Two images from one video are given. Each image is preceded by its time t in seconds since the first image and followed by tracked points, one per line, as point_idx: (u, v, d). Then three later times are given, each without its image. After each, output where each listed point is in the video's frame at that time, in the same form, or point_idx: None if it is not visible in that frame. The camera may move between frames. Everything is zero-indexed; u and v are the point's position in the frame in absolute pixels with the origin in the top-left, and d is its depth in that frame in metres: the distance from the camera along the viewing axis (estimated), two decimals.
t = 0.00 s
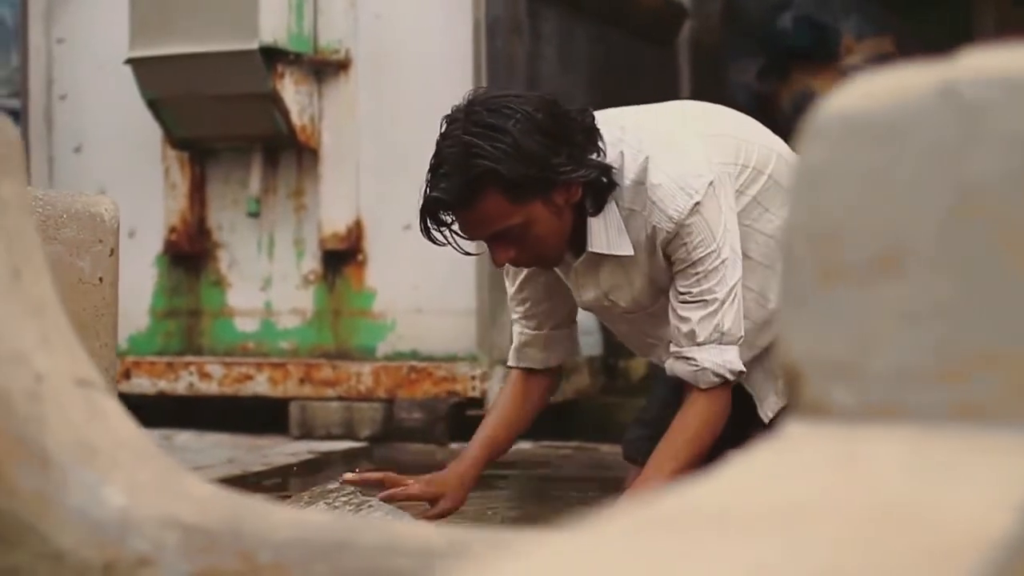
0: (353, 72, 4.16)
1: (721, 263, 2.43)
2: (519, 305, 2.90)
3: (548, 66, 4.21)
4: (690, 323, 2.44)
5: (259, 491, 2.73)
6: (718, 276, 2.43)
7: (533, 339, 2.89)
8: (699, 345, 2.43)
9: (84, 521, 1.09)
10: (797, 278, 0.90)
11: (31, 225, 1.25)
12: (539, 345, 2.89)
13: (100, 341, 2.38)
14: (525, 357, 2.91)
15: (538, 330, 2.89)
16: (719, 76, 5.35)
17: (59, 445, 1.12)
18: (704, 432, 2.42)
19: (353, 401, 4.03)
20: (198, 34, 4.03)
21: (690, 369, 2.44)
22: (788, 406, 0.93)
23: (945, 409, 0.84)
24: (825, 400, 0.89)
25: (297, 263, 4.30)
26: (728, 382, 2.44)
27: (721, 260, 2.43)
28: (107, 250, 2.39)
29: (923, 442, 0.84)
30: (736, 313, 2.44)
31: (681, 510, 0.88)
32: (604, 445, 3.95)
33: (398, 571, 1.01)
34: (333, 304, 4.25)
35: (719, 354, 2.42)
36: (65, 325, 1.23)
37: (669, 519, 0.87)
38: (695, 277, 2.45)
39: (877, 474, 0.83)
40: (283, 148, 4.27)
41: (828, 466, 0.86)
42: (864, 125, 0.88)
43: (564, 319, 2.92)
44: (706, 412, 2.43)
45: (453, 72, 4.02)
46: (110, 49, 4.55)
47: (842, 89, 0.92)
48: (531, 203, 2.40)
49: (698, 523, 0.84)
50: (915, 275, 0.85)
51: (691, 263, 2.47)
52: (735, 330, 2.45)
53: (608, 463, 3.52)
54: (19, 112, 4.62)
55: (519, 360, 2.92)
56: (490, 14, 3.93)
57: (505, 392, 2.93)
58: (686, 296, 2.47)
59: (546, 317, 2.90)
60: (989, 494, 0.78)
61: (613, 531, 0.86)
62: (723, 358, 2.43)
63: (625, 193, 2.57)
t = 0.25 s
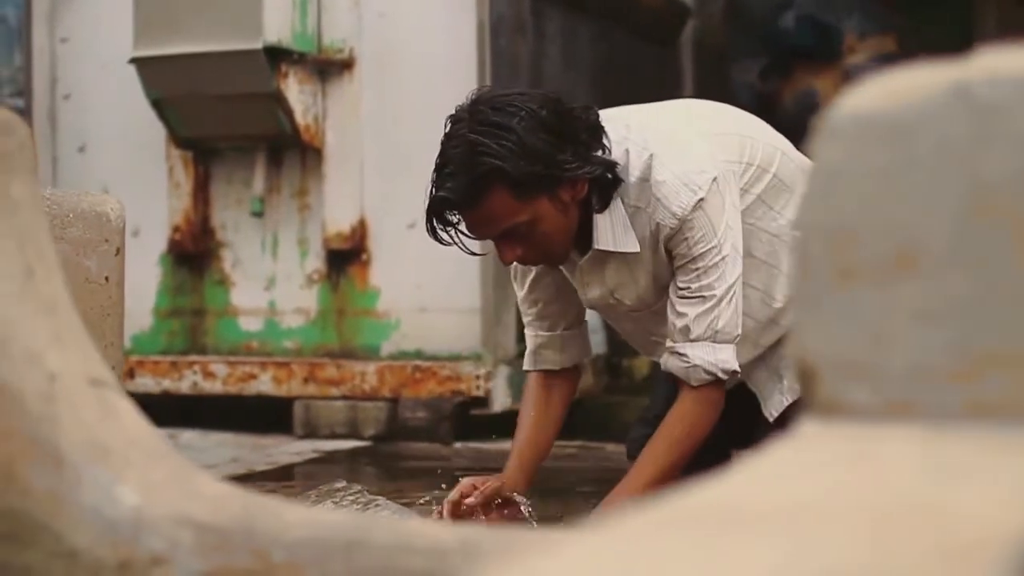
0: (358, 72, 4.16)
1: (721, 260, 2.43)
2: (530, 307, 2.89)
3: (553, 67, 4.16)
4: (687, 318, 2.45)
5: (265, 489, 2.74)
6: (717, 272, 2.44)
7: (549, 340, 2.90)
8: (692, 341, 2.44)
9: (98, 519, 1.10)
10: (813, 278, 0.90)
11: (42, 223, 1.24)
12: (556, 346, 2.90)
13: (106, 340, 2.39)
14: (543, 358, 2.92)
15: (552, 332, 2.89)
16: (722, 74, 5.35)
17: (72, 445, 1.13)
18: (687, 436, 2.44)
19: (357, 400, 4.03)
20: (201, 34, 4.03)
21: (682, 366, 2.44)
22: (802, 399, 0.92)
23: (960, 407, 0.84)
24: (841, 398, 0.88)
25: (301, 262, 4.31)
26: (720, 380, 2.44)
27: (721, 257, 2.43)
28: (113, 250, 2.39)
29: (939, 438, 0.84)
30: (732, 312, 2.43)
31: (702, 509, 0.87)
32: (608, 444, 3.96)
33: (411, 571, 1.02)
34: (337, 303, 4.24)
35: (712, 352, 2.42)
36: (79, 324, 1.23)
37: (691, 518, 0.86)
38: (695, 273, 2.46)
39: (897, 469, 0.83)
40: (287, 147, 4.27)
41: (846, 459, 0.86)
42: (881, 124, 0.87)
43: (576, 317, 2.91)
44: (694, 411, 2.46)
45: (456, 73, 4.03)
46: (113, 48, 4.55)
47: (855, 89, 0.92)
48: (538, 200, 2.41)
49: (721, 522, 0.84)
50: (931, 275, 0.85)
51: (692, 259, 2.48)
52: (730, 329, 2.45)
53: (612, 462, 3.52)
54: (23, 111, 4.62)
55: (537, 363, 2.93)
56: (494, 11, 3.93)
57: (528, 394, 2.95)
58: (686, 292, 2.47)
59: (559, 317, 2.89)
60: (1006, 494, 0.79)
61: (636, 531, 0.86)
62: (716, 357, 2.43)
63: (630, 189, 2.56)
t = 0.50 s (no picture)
0: (364, 72, 4.16)
1: (718, 256, 2.43)
2: (540, 307, 2.96)
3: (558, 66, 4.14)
4: (676, 310, 2.46)
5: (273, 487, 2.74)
6: (713, 267, 2.44)
7: (563, 333, 2.95)
8: (677, 333, 2.46)
9: (118, 518, 1.09)
10: (834, 277, 0.88)
11: (61, 222, 1.25)
12: (569, 338, 2.95)
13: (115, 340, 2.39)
14: (556, 351, 2.96)
15: (565, 326, 2.95)
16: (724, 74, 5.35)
17: (92, 444, 1.13)
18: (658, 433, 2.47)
19: (363, 400, 4.02)
20: (207, 33, 4.02)
21: (664, 356, 2.46)
22: (825, 400, 0.91)
23: (980, 405, 0.83)
24: (863, 397, 0.87)
25: (307, 262, 4.29)
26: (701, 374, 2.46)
27: (719, 253, 2.43)
28: (122, 249, 2.39)
29: (961, 439, 0.83)
30: (721, 310, 2.44)
31: (738, 513, 0.85)
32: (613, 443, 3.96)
33: (433, 570, 1.02)
34: (342, 303, 4.24)
35: (695, 346, 2.44)
36: (95, 321, 1.23)
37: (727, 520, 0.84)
38: (693, 267, 2.46)
39: (921, 472, 0.82)
40: (293, 147, 4.26)
41: (878, 458, 0.84)
42: (904, 122, 0.85)
43: (586, 314, 2.98)
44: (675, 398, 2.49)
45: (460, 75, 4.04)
46: (120, 48, 4.54)
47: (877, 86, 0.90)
48: (550, 191, 2.42)
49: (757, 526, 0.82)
50: (954, 274, 0.83)
51: (689, 253, 2.48)
52: (716, 326, 2.45)
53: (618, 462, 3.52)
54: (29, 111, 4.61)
55: (551, 354, 2.97)
56: (501, 12, 3.90)
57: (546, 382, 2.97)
58: (678, 285, 2.47)
59: (570, 313, 2.96)
60: None
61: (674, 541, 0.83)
62: (699, 352, 2.44)
63: (638, 185, 2.56)
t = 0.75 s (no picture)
0: (370, 73, 4.04)
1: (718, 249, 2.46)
2: (544, 306, 2.90)
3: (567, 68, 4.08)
4: (675, 303, 2.49)
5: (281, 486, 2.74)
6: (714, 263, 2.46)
7: (565, 335, 2.91)
8: (677, 326, 2.49)
9: (136, 516, 1.10)
10: (851, 276, 0.88)
11: (77, 222, 1.25)
12: (571, 341, 2.91)
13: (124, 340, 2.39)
14: (558, 354, 2.92)
15: (569, 327, 2.90)
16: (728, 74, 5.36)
17: (109, 442, 1.13)
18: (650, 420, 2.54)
19: (369, 400, 3.97)
20: (213, 34, 3.91)
21: (664, 349, 2.51)
22: (842, 398, 0.90)
23: (998, 405, 0.82)
24: (881, 395, 0.86)
25: (313, 262, 4.19)
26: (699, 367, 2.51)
27: (720, 247, 2.46)
28: (130, 249, 2.40)
29: (979, 439, 0.82)
30: (720, 304, 2.47)
31: (752, 499, 0.86)
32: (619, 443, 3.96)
33: (452, 568, 1.02)
34: (348, 303, 4.14)
35: (692, 339, 2.48)
36: (112, 320, 1.24)
37: (741, 507, 0.86)
38: (695, 261, 2.48)
39: (942, 468, 0.82)
40: (299, 145, 4.15)
41: (896, 453, 0.84)
42: (923, 122, 0.85)
43: (590, 315, 2.93)
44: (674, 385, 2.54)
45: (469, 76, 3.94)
46: (126, 48, 4.36)
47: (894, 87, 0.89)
48: (555, 187, 2.41)
49: (775, 519, 0.83)
50: (972, 273, 0.83)
51: (691, 245, 2.49)
52: (715, 320, 2.49)
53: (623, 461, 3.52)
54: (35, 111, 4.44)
55: (552, 359, 2.93)
56: (507, 13, 3.83)
57: (550, 393, 2.91)
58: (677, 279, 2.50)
59: (574, 314, 2.91)
60: None
61: (688, 529, 0.84)
62: (697, 346, 2.49)
63: (644, 179, 2.55)
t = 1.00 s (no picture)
0: (374, 72, 4.01)
1: (737, 248, 2.46)
2: (546, 306, 2.90)
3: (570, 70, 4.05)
4: (703, 305, 2.49)
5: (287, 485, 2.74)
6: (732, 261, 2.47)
7: (564, 338, 2.89)
8: (708, 328, 2.49)
9: (150, 516, 1.10)
10: (866, 276, 0.88)
11: (89, 221, 1.26)
12: (570, 343, 2.89)
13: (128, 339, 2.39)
14: (556, 357, 2.90)
15: (568, 329, 2.88)
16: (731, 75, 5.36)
17: (123, 442, 1.13)
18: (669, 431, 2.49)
19: (373, 399, 3.94)
20: (216, 34, 3.86)
21: (698, 352, 2.50)
22: (857, 399, 0.91)
23: (1014, 403, 0.83)
24: (897, 394, 0.87)
25: (317, 261, 4.14)
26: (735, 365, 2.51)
27: (738, 246, 2.46)
28: (136, 249, 2.40)
29: (996, 437, 0.82)
30: (747, 300, 2.48)
31: (764, 497, 0.85)
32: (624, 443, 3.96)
33: (465, 566, 1.03)
34: (352, 302, 4.10)
35: (725, 338, 2.48)
36: (124, 320, 1.24)
37: (755, 503, 0.84)
38: (711, 260, 2.49)
39: (961, 463, 0.81)
40: (303, 146, 4.10)
41: (914, 451, 0.83)
42: (938, 123, 0.85)
43: (591, 317, 2.91)
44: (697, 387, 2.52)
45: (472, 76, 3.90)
46: (131, 49, 4.32)
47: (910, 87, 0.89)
48: (554, 187, 2.41)
49: (791, 513, 0.81)
50: (987, 272, 0.83)
51: (708, 247, 2.50)
52: (744, 316, 2.50)
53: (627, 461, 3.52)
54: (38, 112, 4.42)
55: (551, 363, 2.91)
56: (511, 13, 3.78)
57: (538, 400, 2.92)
58: (700, 279, 2.50)
59: (575, 315, 2.90)
60: None
61: (703, 525, 0.82)
62: (731, 344, 2.48)
63: (647, 178, 2.55)
